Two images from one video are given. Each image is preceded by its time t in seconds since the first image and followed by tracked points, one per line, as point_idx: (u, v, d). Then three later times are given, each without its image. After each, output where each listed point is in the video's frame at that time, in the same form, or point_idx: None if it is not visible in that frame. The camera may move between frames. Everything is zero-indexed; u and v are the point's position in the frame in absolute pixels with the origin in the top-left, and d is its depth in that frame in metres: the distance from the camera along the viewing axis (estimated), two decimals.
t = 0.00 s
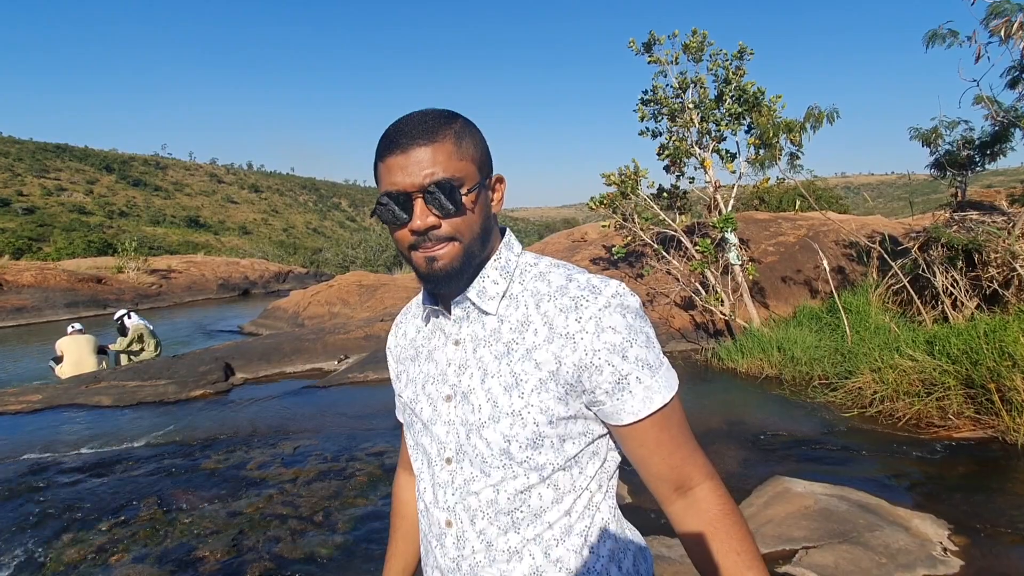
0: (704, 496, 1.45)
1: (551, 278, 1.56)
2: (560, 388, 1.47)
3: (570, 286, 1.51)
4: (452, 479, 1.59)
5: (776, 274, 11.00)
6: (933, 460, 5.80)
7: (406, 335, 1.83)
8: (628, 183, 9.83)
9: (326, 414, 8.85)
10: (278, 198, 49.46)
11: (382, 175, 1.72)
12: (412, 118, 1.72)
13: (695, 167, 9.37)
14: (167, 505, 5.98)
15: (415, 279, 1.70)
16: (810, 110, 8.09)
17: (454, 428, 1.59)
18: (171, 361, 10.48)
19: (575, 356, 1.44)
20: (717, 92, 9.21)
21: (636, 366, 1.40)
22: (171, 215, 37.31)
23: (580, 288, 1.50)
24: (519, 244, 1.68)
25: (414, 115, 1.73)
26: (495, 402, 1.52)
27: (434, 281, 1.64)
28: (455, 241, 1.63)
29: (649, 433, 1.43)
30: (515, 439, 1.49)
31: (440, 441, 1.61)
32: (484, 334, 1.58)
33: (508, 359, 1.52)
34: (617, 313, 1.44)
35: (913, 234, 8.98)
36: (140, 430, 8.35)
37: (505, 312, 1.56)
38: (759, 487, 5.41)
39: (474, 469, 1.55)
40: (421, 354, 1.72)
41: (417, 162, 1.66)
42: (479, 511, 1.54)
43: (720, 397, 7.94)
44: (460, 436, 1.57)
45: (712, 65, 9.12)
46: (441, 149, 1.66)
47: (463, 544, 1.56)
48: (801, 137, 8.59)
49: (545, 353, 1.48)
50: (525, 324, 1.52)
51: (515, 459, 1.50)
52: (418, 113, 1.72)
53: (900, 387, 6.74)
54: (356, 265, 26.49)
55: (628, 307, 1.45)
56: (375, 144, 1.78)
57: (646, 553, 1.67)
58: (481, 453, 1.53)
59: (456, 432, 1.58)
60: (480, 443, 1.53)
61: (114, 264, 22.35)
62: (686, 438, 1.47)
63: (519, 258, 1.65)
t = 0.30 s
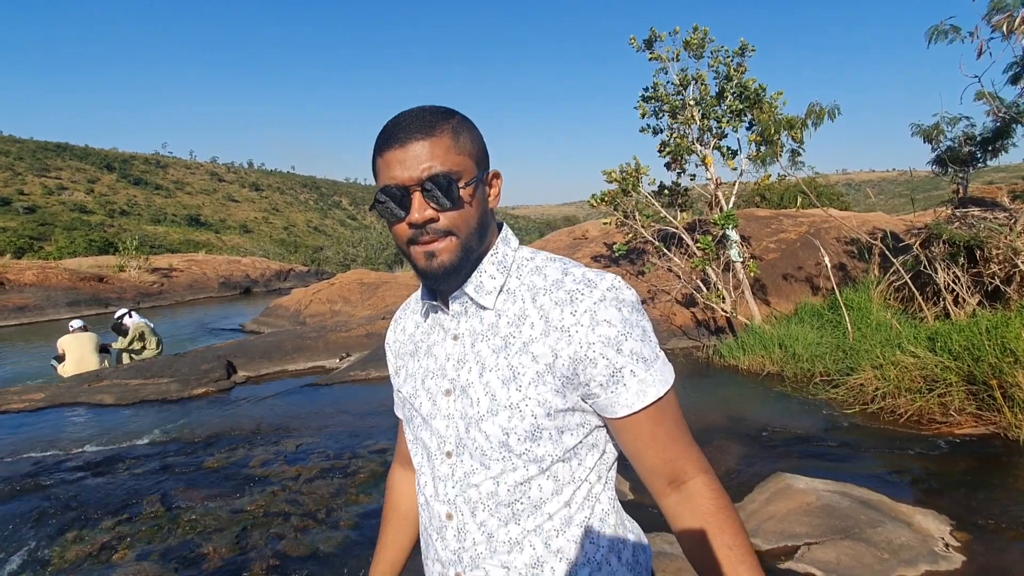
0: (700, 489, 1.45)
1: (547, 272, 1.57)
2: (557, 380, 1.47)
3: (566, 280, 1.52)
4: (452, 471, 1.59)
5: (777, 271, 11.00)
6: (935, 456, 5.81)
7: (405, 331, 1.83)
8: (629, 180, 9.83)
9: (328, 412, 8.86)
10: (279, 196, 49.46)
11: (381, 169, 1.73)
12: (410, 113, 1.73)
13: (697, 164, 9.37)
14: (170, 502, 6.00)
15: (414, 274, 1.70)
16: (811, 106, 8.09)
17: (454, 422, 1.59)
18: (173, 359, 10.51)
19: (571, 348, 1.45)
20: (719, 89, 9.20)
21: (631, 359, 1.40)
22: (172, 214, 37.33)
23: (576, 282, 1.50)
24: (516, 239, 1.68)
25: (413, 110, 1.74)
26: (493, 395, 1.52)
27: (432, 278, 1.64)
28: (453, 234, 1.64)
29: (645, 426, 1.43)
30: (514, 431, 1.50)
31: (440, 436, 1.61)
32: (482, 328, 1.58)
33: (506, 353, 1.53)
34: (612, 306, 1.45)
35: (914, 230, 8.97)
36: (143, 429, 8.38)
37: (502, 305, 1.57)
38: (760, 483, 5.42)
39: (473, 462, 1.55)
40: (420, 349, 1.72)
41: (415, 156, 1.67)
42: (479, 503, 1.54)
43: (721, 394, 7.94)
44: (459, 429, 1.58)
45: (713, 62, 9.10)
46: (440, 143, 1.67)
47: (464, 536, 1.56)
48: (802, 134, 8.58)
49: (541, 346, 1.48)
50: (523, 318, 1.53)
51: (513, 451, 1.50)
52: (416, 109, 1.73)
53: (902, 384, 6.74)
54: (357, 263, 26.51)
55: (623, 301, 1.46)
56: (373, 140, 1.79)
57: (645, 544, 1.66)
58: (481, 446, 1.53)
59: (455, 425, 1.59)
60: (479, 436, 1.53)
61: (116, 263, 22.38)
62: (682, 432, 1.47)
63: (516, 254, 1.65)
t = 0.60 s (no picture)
0: (705, 479, 1.46)
1: (554, 265, 1.58)
2: (567, 371, 1.48)
3: (573, 272, 1.53)
4: (460, 464, 1.58)
5: (779, 267, 10.99)
6: (937, 452, 5.81)
7: (408, 326, 1.82)
8: (631, 176, 9.82)
9: (331, 408, 8.88)
10: (280, 193, 49.48)
11: (388, 164, 1.73)
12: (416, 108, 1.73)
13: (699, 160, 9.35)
14: (174, 498, 6.02)
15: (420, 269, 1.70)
16: (813, 102, 8.07)
17: (461, 414, 1.58)
18: (177, 355, 10.54)
19: (582, 339, 1.46)
20: (721, 84, 9.18)
21: (639, 350, 1.42)
22: (174, 211, 37.35)
23: (584, 274, 1.52)
24: (522, 233, 1.69)
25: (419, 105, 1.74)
26: (502, 387, 1.52)
27: (439, 271, 1.65)
28: (459, 230, 1.64)
29: (652, 415, 1.44)
30: (523, 423, 1.50)
31: (447, 429, 1.61)
32: (489, 321, 1.58)
33: (515, 345, 1.53)
34: (620, 298, 1.46)
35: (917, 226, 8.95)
36: (146, 425, 8.41)
37: (509, 297, 1.57)
38: (763, 479, 5.43)
39: (482, 454, 1.55)
40: (425, 343, 1.71)
41: (421, 151, 1.67)
42: (488, 495, 1.54)
43: (723, 390, 7.95)
44: (467, 422, 1.57)
45: (715, 57, 9.07)
46: (446, 138, 1.66)
47: (473, 529, 1.56)
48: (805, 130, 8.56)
49: (551, 337, 1.49)
50: (531, 310, 1.53)
51: (523, 442, 1.50)
52: (423, 103, 1.73)
53: (904, 379, 6.73)
54: (358, 260, 26.52)
55: (630, 293, 1.48)
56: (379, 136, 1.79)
57: (651, 536, 1.66)
58: (490, 438, 1.53)
59: (463, 418, 1.58)
60: (488, 428, 1.53)
61: (118, 260, 22.41)
62: (687, 422, 1.48)
63: (522, 248, 1.65)
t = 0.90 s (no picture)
0: (714, 473, 1.47)
1: (564, 258, 1.58)
2: (577, 363, 1.49)
3: (583, 265, 1.54)
4: (468, 456, 1.59)
5: (782, 263, 10.97)
6: (941, 448, 5.81)
7: (417, 318, 1.83)
8: (635, 172, 9.79)
9: (334, 403, 8.91)
10: (283, 189, 49.50)
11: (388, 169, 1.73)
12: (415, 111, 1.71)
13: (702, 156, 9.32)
14: (180, 492, 6.05)
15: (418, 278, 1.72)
16: (817, 97, 8.04)
17: (470, 407, 1.59)
18: (180, 351, 10.57)
19: (590, 334, 1.46)
20: (725, 79, 9.14)
21: (648, 344, 1.43)
22: (177, 207, 37.40)
23: (594, 267, 1.52)
24: (531, 226, 1.70)
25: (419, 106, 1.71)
26: (511, 379, 1.53)
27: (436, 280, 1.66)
28: (456, 239, 1.64)
29: (661, 410, 1.45)
30: (533, 415, 1.51)
31: (455, 421, 1.62)
32: (498, 313, 1.59)
33: (523, 337, 1.54)
34: (629, 292, 1.47)
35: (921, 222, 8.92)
36: (152, 420, 8.45)
37: (519, 290, 1.57)
38: (766, 474, 5.43)
39: (491, 446, 1.56)
40: (434, 335, 1.72)
41: (418, 158, 1.65)
42: (497, 487, 1.55)
43: (726, 386, 7.95)
44: (476, 414, 1.58)
45: (719, 52, 9.04)
46: (440, 146, 1.63)
47: (482, 520, 1.57)
48: (809, 125, 8.53)
49: (560, 330, 1.50)
50: (540, 302, 1.54)
51: (533, 434, 1.51)
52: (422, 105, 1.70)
53: (908, 375, 6.72)
54: (361, 256, 26.54)
55: (640, 287, 1.48)
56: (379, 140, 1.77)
57: (660, 529, 1.67)
58: (499, 430, 1.54)
59: (472, 410, 1.59)
60: (497, 420, 1.54)
61: (121, 255, 22.47)
62: (697, 416, 1.49)
63: (531, 241, 1.66)
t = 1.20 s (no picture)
0: (727, 468, 1.48)
1: (576, 254, 1.59)
2: (594, 361, 1.50)
3: (595, 262, 1.54)
4: (485, 455, 1.60)
5: (787, 260, 10.94)
6: (945, 444, 5.80)
7: (421, 315, 1.83)
8: (639, 167, 9.78)
9: (338, 398, 8.94)
10: (287, 185, 49.57)
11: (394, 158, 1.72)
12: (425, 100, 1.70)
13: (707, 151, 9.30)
14: (185, 486, 6.09)
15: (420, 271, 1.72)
16: (823, 92, 8.00)
17: (485, 407, 1.60)
18: (185, 345, 10.62)
19: (607, 332, 1.47)
20: (730, 75, 9.11)
21: (664, 340, 1.44)
22: (181, 202, 37.48)
23: (608, 264, 1.53)
24: (539, 219, 1.71)
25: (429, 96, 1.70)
26: (528, 379, 1.54)
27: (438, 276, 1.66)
28: (461, 233, 1.63)
29: (673, 406, 1.47)
30: (551, 414, 1.52)
31: (470, 421, 1.62)
32: (511, 311, 1.59)
33: (538, 335, 1.54)
34: (645, 287, 1.48)
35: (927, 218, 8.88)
36: (157, 414, 8.49)
37: (532, 287, 1.58)
38: (769, 470, 5.43)
39: (509, 444, 1.56)
40: (441, 333, 1.72)
41: (425, 148, 1.64)
42: (516, 485, 1.56)
43: (730, 382, 7.94)
44: (492, 414, 1.59)
45: (724, 48, 9.00)
46: (450, 136, 1.63)
47: (502, 518, 1.57)
48: (814, 121, 8.49)
49: (576, 328, 1.50)
50: (554, 300, 1.55)
51: (552, 432, 1.52)
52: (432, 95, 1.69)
53: (912, 372, 6.71)
54: (365, 251, 26.57)
55: (655, 282, 1.49)
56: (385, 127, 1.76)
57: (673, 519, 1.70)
58: (517, 429, 1.55)
59: (487, 410, 1.60)
60: (515, 419, 1.55)
61: (126, 251, 22.54)
62: (710, 411, 1.50)
63: (540, 236, 1.66)
